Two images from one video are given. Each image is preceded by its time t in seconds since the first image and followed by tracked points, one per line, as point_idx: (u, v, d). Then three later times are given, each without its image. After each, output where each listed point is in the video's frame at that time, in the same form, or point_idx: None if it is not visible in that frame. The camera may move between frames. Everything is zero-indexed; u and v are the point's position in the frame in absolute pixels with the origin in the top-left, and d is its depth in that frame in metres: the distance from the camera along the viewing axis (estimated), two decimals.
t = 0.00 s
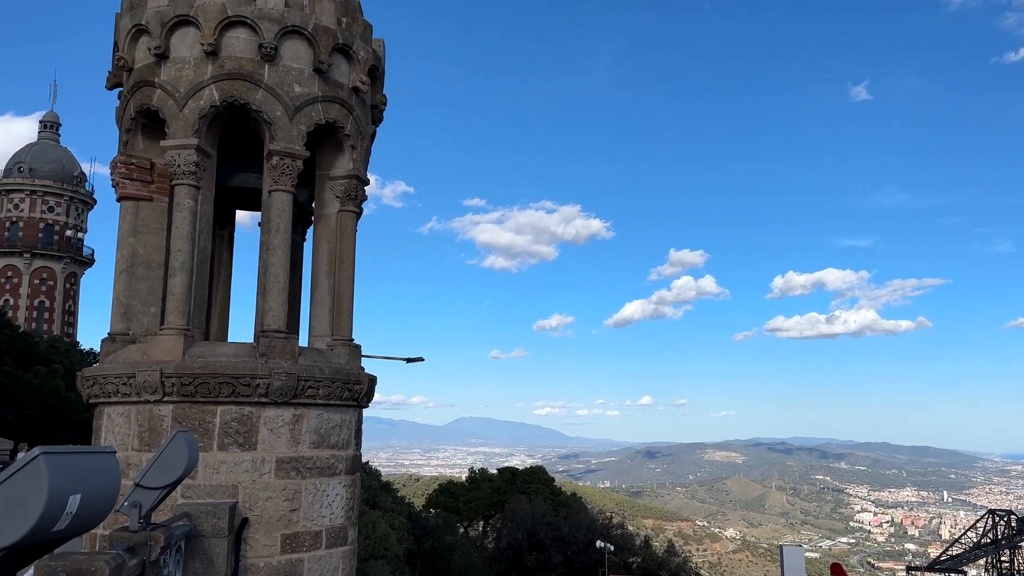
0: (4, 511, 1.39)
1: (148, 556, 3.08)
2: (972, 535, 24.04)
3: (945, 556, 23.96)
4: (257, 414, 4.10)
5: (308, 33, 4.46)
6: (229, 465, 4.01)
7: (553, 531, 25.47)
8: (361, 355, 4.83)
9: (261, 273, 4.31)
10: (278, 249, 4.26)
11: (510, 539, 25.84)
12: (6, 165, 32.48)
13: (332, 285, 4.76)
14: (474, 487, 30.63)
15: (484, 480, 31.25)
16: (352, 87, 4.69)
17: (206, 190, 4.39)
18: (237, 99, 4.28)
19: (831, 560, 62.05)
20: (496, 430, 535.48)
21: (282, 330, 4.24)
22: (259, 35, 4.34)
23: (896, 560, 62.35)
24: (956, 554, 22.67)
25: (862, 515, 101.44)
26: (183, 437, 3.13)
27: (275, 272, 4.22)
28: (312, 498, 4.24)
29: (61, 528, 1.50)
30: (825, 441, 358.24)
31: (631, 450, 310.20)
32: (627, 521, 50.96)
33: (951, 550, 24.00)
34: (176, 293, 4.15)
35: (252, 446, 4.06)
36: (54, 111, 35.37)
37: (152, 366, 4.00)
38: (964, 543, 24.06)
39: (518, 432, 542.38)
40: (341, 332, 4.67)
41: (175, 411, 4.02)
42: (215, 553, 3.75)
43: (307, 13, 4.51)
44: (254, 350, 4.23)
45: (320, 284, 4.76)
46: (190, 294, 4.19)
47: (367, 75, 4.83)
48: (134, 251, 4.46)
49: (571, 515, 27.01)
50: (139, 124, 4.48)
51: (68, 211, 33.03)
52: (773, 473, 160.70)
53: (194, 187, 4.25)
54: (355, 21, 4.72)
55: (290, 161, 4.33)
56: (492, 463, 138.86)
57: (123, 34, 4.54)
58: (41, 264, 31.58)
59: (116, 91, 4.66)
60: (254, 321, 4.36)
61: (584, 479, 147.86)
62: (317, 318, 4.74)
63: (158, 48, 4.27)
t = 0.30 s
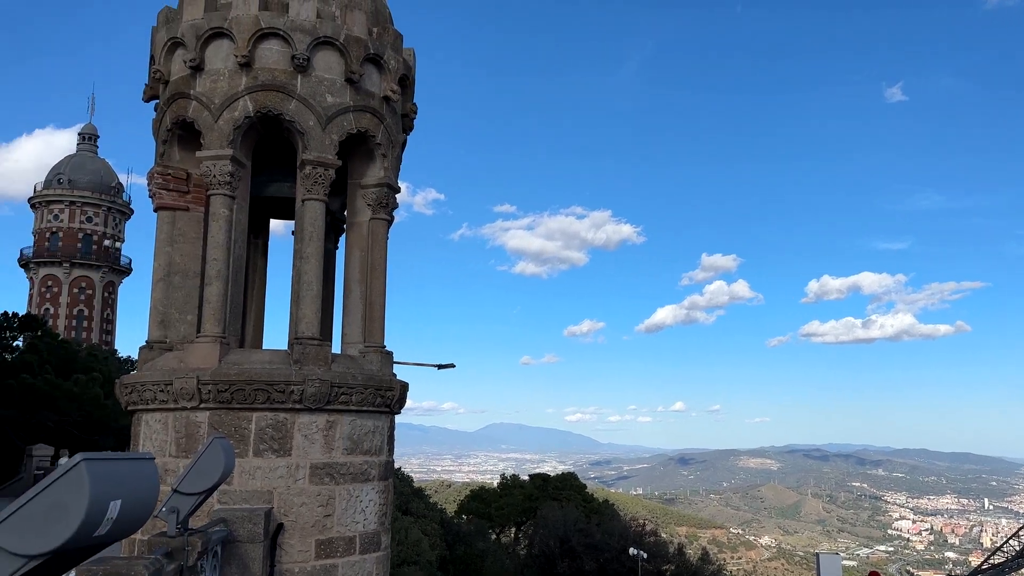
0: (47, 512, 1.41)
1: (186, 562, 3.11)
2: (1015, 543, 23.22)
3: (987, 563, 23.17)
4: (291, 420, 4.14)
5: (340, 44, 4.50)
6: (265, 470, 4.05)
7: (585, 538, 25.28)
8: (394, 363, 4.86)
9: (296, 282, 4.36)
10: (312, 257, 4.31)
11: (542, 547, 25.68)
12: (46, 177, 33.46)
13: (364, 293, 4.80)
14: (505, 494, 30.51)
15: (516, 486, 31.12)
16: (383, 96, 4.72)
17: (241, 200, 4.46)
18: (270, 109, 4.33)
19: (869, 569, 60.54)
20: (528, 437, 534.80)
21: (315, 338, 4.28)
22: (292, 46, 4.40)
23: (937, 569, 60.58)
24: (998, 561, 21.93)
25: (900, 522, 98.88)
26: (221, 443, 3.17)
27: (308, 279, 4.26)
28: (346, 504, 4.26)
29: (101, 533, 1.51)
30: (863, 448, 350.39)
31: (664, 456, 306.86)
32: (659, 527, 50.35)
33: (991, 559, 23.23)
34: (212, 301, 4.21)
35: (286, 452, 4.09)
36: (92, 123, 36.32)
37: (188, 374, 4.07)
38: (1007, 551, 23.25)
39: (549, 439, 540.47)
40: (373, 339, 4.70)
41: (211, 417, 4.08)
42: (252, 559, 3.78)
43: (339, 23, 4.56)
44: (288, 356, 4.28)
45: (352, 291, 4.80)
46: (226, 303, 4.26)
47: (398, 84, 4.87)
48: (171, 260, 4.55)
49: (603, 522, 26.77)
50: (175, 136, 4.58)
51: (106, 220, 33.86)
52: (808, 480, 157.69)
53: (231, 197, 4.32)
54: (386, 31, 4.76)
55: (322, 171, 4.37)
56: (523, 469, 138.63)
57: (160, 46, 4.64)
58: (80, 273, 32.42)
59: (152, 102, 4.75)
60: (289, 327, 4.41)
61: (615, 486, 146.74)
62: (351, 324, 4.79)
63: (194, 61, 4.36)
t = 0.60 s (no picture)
0: (93, 517, 1.43)
1: (223, 566, 3.13)
2: None
3: None
4: (325, 426, 4.17)
5: (371, 53, 4.55)
6: (300, 475, 4.09)
7: (618, 545, 25.09)
8: (425, 369, 4.86)
9: (328, 289, 4.40)
10: (344, 264, 4.34)
11: (575, 553, 25.57)
12: (85, 187, 34.36)
13: (396, 298, 4.82)
14: (537, 500, 30.42)
15: (547, 493, 31.00)
16: (413, 104, 4.76)
17: (274, 209, 4.52)
18: (304, 119, 4.39)
19: None
20: (559, 442, 533.21)
21: (348, 344, 4.31)
22: (323, 56, 4.45)
23: None
24: None
25: (940, 530, 96.29)
26: (256, 449, 3.20)
27: (340, 286, 4.30)
28: (380, 510, 4.28)
29: (141, 537, 1.53)
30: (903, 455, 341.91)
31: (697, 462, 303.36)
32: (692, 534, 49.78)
33: None
34: (247, 308, 4.27)
35: (320, 457, 4.13)
36: (129, 135, 37.24)
37: (225, 381, 4.13)
38: None
39: (580, 444, 538.07)
40: (405, 344, 4.72)
41: (246, 423, 4.13)
42: (287, 563, 3.81)
43: (370, 33, 4.60)
44: (323, 363, 4.32)
45: (384, 298, 4.83)
46: (261, 310, 4.32)
47: (428, 92, 4.89)
48: (207, 269, 4.63)
49: (636, 528, 26.50)
50: (210, 146, 4.66)
51: (143, 229, 34.65)
52: (845, 487, 154.46)
53: (265, 206, 4.38)
54: (417, 40, 4.80)
55: (355, 178, 4.41)
56: (555, 475, 138.14)
57: (194, 58, 4.73)
58: (118, 282, 33.22)
59: (188, 113, 4.84)
60: (323, 335, 4.45)
61: (648, 492, 145.38)
62: (382, 331, 4.81)
63: (229, 72, 4.43)
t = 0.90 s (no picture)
0: (132, 525, 1.45)
1: (260, 570, 3.17)
2: None
3: None
4: (358, 432, 4.20)
5: (402, 61, 4.58)
6: (333, 481, 4.12)
7: (651, 552, 24.86)
8: (456, 374, 4.86)
9: (360, 295, 4.43)
10: (376, 271, 4.37)
11: (608, 559, 25.37)
12: (125, 197, 35.24)
13: (427, 304, 4.84)
14: (570, 506, 30.27)
15: (580, 499, 30.82)
16: (443, 111, 4.78)
17: (307, 217, 4.57)
18: (336, 128, 4.44)
19: None
20: (591, 447, 530.38)
21: (381, 350, 4.33)
22: (355, 65, 4.49)
23: None
24: None
25: (984, 537, 93.42)
26: (291, 455, 3.25)
27: (373, 293, 4.33)
28: (413, 514, 4.29)
29: (179, 542, 1.55)
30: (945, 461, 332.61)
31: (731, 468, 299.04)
32: (728, 541, 49.05)
33: None
34: (282, 315, 4.33)
35: (354, 463, 4.15)
36: (166, 144, 38.10)
37: (260, 387, 4.18)
38: None
39: (612, 450, 534.42)
40: (437, 351, 4.74)
41: (281, 429, 4.17)
42: (322, 567, 3.83)
43: (400, 41, 4.63)
44: (355, 369, 4.35)
45: (415, 304, 4.84)
46: (295, 316, 4.36)
47: (458, 99, 4.91)
48: (242, 276, 4.71)
49: (670, 535, 26.22)
50: (245, 156, 4.74)
51: (180, 237, 35.37)
52: (885, 493, 150.82)
53: (298, 215, 4.43)
54: (446, 47, 4.82)
55: (386, 186, 4.45)
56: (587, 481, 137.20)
57: (229, 69, 4.81)
58: (155, 289, 33.98)
59: (224, 124, 4.94)
60: (355, 342, 4.49)
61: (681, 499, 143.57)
62: (414, 338, 4.83)
63: (262, 82, 4.50)
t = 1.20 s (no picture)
0: (169, 528, 1.47)
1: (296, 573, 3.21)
2: None
3: None
4: (392, 436, 4.22)
5: (432, 69, 4.61)
6: (367, 485, 4.15)
7: (686, 558, 24.57)
8: (487, 380, 4.87)
9: (392, 301, 4.46)
10: (407, 277, 4.40)
11: (642, 565, 25.12)
12: (162, 206, 36.03)
13: (458, 309, 4.85)
14: (603, 511, 30.05)
15: (613, 504, 30.60)
16: (473, 117, 4.80)
17: (340, 224, 4.62)
18: (368, 136, 4.49)
19: None
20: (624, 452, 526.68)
21: (413, 355, 4.36)
22: (386, 73, 4.54)
23: None
24: None
25: None
26: (325, 459, 3.29)
27: (405, 298, 4.36)
28: (446, 519, 4.30)
29: (215, 545, 1.57)
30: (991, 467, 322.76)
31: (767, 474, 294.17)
32: (764, 548, 48.21)
33: None
34: (315, 320, 4.38)
35: (387, 467, 4.18)
36: (202, 153, 38.89)
37: (294, 392, 4.23)
38: None
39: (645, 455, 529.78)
40: (468, 355, 4.75)
41: (316, 433, 4.22)
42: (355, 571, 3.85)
43: (431, 49, 4.67)
44: (388, 374, 4.39)
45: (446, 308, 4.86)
46: (328, 321, 4.41)
47: (488, 105, 4.93)
48: (276, 282, 4.77)
49: (705, 541, 25.87)
50: (278, 164, 4.81)
51: (216, 245, 36.08)
52: (926, 499, 147.01)
53: (331, 222, 4.48)
54: (476, 55, 4.85)
55: (418, 192, 4.48)
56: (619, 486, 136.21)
57: (263, 78, 4.89)
58: (193, 296, 34.70)
59: (258, 133, 5.03)
60: (387, 347, 4.52)
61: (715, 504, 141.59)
62: (446, 342, 4.84)
63: (296, 91, 4.57)
